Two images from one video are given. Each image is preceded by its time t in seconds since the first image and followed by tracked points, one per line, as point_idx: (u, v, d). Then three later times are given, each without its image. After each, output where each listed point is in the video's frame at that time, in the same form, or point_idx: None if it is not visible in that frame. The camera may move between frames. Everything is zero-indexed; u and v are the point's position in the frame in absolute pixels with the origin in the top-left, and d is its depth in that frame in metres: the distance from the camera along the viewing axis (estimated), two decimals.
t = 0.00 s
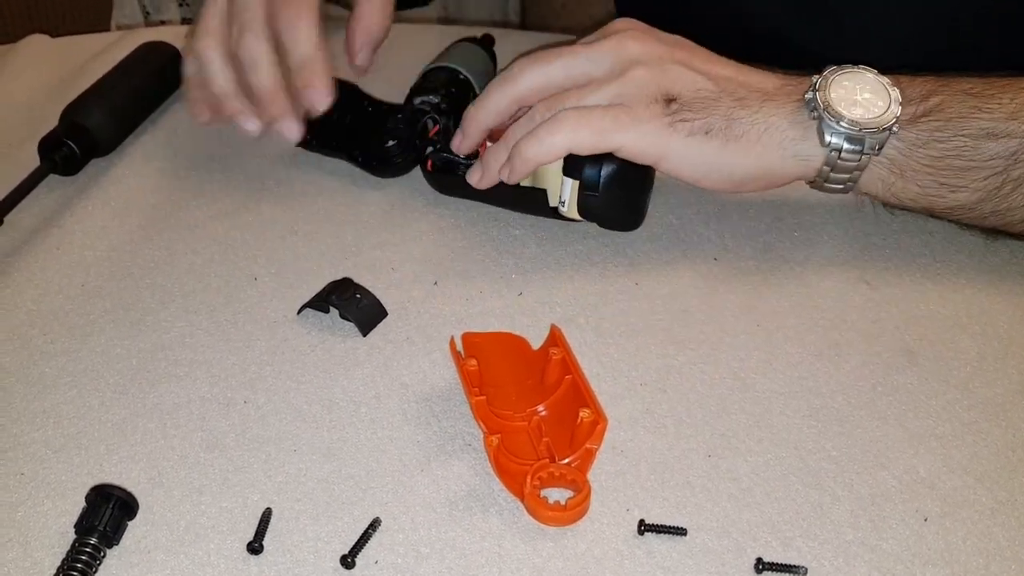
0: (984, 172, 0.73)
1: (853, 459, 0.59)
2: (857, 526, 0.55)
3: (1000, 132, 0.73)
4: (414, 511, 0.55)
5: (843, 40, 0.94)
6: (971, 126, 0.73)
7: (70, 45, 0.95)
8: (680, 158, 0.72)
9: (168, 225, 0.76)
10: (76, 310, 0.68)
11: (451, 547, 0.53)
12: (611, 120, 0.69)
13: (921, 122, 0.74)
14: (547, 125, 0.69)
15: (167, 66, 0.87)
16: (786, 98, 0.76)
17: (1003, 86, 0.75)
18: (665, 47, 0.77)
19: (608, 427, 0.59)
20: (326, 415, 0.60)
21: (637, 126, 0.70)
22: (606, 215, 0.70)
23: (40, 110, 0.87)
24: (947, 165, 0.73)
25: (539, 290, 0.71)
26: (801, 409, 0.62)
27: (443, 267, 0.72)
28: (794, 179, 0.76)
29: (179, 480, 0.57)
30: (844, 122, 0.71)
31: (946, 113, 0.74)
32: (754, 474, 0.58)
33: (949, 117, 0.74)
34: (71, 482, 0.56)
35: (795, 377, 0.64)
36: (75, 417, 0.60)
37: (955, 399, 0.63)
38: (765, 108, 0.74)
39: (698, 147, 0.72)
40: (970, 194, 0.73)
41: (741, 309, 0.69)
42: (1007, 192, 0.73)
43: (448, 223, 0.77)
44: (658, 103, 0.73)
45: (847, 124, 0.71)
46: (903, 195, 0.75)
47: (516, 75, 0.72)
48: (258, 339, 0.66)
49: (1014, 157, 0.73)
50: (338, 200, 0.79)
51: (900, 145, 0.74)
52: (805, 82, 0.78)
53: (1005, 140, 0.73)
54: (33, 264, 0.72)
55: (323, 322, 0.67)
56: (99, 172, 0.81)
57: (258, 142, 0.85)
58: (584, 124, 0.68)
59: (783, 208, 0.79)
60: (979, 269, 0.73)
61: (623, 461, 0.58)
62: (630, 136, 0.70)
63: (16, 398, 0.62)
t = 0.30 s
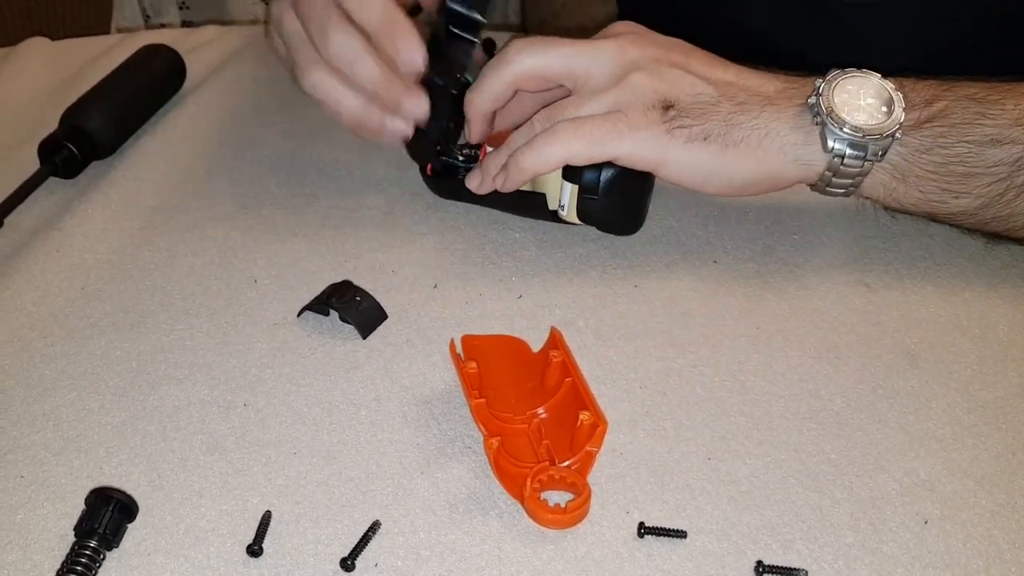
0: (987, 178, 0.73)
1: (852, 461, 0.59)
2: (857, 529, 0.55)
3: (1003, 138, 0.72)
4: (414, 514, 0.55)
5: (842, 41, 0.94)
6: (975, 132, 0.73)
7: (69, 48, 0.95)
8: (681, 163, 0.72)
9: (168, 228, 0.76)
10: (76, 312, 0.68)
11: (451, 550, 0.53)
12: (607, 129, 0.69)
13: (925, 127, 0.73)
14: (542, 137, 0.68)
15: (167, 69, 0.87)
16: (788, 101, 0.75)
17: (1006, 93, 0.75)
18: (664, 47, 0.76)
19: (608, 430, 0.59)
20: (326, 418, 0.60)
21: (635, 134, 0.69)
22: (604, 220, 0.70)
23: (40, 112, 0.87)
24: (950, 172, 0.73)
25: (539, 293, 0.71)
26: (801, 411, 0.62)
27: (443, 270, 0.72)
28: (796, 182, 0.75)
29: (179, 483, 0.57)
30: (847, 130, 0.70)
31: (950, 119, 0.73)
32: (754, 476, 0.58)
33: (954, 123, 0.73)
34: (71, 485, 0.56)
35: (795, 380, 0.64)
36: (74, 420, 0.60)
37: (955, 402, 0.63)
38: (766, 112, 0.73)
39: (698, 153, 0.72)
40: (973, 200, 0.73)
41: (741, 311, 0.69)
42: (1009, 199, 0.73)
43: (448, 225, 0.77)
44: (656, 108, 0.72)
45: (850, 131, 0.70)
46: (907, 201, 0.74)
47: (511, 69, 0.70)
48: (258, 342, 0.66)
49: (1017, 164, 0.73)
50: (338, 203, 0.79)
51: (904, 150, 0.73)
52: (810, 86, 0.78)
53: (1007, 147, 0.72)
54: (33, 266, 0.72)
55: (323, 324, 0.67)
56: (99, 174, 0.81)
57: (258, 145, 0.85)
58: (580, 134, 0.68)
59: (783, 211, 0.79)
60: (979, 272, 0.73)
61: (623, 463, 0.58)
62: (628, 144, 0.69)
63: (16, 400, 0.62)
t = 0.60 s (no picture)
0: (992, 190, 0.72)
1: (852, 463, 0.59)
2: (857, 531, 0.55)
3: (1007, 150, 0.71)
4: (414, 516, 0.55)
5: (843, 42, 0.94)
6: (978, 144, 0.71)
7: (70, 50, 0.95)
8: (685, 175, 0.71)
9: (169, 230, 0.76)
10: (77, 314, 0.68)
11: (452, 552, 0.53)
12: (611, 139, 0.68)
13: (930, 141, 0.71)
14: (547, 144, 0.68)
15: (168, 70, 0.87)
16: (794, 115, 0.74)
17: (1013, 99, 0.73)
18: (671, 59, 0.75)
19: (608, 432, 0.59)
20: (326, 420, 0.60)
21: (640, 144, 0.68)
22: (606, 223, 0.70)
23: (40, 114, 0.87)
24: (954, 185, 0.72)
25: (539, 295, 0.71)
26: (801, 413, 0.62)
27: (443, 272, 0.72)
28: (801, 194, 0.74)
29: (179, 485, 0.56)
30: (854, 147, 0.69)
31: (956, 131, 0.72)
32: (754, 478, 0.58)
33: (959, 135, 0.72)
34: (71, 487, 0.56)
35: (795, 382, 0.64)
36: (75, 422, 0.60)
37: (955, 403, 0.63)
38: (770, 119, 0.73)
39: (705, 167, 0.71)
40: (976, 212, 0.73)
41: (741, 314, 0.69)
42: (1015, 210, 0.72)
43: (448, 228, 0.77)
44: (661, 118, 0.70)
45: (856, 149, 0.69)
46: (910, 212, 0.74)
47: (516, 71, 0.68)
48: (259, 344, 0.66)
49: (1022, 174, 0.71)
50: (339, 205, 0.79)
51: (909, 164, 0.72)
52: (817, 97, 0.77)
53: (1011, 158, 0.71)
54: (33, 268, 0.72)
55: (323, 326, 0.67)
56: (99, 176, 0.81)
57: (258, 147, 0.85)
58: (585, 143, 0.67)
59: (783, 213, 0.79)
60: (980, 275, 0.73)
61: (623, 465, 0.58)
62: (633, 155, 0.68)
63: (15, 402, 0.62)
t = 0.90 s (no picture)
0: None
1: (853, 463, 0.59)
2: (858, 531, 0.55)
3: None
4: (415, 516, 0.55)
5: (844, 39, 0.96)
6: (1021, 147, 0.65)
7: (70, 50, 0.95)
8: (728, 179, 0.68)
9: (169, 230, 0.76)
10: (77, 315, 0.68)
11: (452, 552, 0.53)
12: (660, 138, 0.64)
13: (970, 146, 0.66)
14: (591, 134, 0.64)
15: (168, 71, 0.87)
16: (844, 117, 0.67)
17: None
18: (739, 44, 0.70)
19: (608, 432, 0.59)
20: (326, 420, 0.60)
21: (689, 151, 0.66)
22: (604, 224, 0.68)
23: (41, 114, 0.87)
24: (995, 189, 0.66)
25: (540, 296, 0.70)
26: (801, 413, 0.62)
27: (443, 272, 0.72)
28: (837, 199, 0.70)
29: (179, 485, 0.56)
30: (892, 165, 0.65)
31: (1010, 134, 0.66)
32: (755, 478, 0.58)
33: (1016, 137, 0.66)
34: (71, 487, 0.56)
35: (796, 382, 0.64)
36: (75, 422, 0.60)
37: (957, 403, 0.63)
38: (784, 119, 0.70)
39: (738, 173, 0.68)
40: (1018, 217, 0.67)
41: (742, 314, 0.69)
42: None
43: (448, 228, 0.77)
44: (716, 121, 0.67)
45: (896, 167, 0.65)
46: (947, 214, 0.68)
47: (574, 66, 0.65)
48: (259, 344, 0.66)
49: None
50: (339, 205, 0.79)
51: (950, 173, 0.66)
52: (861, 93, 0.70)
53: None
54: (33, 269, 0.72)
55: (324, 326, 0.67)
56: (99, 176, 0.81)
57: (258, 148, 0.85)
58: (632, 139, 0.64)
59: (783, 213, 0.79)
60: (981, 275, 0.73)
61: (624, 466, 0.58)
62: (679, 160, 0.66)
63: (16, 402, 0.61)
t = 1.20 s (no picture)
0: None
1: (854, 462, 0.59)
2: (858, 531, 0.55)
3: None
4: (415, 515, 0.55)
5: (846, 39, 0.96)
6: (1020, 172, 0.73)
7: (70, 49, 0.96)
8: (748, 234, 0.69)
9: (169, 229, 0.76)
10: (77, 314, 0.68)
11: (452, 552, 0.53)
12: (684, 180, 0.65)
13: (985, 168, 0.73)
14: (629, 186, 0.66)
15: (167, 70, 0.87)
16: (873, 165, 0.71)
17: None
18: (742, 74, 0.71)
19: (608, 431, 0.59)
20: (326, 418, 0.60)
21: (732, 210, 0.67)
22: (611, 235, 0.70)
23: (41, 113, 0.87)
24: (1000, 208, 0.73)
25: (540, 295, 0.70)
26: (801, 412, 0.62)
27: (443, 271, 0.72)
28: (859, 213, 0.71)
29: (180, 484, 0.56)
30: (921, 196, 0.71)
31: None
32: (755, 477, 0.58)
33: None
34: (71, 486, 0.56)
35: (796, 381, 0.64)
36: (75, 421, 0.60)
37: (957, 402, 0.63)
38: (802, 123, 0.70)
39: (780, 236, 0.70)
40: None
41: (743, 314, 0.69)
42: None
43: (448, 227, 0.77)
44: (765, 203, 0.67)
45: (927, 200, 0.70)
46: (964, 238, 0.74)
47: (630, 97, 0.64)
48: (259, 344, 0.66)
49: None
50: (339, 204, 0.79)
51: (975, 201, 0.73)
52: (897, 128, 0.73)
53: None
54: (33, 268, 0.72)
55: (324, 325, 0.67)
56: (99, 176, 0.81)
57: (257, 147, 0.85)
58: (657, 184, 0.66)
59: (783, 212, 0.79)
60: (981, 275, 0.73)
61: (624, 465, 0.58)
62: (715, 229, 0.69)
63: (16, 401, 0.62)
